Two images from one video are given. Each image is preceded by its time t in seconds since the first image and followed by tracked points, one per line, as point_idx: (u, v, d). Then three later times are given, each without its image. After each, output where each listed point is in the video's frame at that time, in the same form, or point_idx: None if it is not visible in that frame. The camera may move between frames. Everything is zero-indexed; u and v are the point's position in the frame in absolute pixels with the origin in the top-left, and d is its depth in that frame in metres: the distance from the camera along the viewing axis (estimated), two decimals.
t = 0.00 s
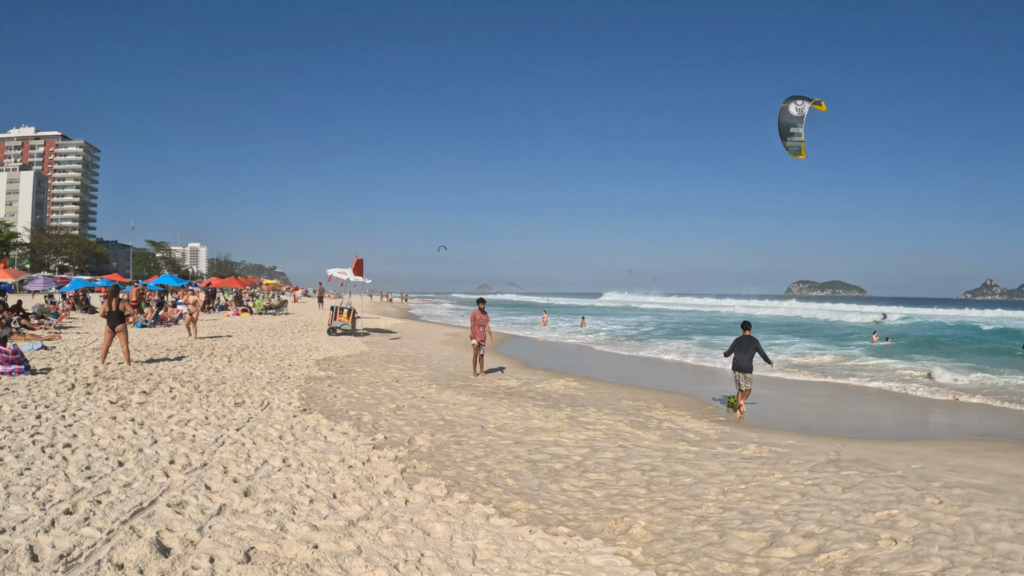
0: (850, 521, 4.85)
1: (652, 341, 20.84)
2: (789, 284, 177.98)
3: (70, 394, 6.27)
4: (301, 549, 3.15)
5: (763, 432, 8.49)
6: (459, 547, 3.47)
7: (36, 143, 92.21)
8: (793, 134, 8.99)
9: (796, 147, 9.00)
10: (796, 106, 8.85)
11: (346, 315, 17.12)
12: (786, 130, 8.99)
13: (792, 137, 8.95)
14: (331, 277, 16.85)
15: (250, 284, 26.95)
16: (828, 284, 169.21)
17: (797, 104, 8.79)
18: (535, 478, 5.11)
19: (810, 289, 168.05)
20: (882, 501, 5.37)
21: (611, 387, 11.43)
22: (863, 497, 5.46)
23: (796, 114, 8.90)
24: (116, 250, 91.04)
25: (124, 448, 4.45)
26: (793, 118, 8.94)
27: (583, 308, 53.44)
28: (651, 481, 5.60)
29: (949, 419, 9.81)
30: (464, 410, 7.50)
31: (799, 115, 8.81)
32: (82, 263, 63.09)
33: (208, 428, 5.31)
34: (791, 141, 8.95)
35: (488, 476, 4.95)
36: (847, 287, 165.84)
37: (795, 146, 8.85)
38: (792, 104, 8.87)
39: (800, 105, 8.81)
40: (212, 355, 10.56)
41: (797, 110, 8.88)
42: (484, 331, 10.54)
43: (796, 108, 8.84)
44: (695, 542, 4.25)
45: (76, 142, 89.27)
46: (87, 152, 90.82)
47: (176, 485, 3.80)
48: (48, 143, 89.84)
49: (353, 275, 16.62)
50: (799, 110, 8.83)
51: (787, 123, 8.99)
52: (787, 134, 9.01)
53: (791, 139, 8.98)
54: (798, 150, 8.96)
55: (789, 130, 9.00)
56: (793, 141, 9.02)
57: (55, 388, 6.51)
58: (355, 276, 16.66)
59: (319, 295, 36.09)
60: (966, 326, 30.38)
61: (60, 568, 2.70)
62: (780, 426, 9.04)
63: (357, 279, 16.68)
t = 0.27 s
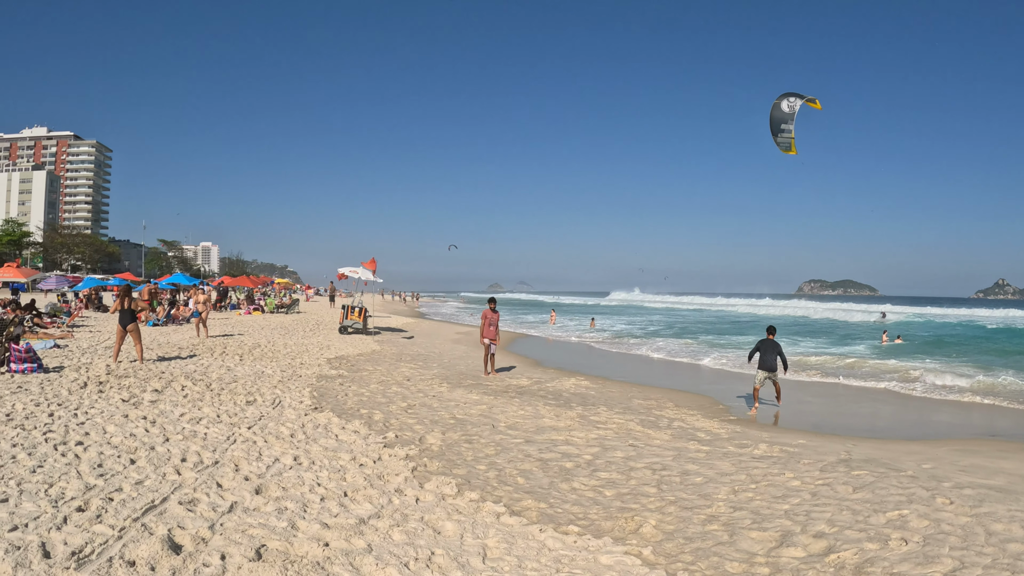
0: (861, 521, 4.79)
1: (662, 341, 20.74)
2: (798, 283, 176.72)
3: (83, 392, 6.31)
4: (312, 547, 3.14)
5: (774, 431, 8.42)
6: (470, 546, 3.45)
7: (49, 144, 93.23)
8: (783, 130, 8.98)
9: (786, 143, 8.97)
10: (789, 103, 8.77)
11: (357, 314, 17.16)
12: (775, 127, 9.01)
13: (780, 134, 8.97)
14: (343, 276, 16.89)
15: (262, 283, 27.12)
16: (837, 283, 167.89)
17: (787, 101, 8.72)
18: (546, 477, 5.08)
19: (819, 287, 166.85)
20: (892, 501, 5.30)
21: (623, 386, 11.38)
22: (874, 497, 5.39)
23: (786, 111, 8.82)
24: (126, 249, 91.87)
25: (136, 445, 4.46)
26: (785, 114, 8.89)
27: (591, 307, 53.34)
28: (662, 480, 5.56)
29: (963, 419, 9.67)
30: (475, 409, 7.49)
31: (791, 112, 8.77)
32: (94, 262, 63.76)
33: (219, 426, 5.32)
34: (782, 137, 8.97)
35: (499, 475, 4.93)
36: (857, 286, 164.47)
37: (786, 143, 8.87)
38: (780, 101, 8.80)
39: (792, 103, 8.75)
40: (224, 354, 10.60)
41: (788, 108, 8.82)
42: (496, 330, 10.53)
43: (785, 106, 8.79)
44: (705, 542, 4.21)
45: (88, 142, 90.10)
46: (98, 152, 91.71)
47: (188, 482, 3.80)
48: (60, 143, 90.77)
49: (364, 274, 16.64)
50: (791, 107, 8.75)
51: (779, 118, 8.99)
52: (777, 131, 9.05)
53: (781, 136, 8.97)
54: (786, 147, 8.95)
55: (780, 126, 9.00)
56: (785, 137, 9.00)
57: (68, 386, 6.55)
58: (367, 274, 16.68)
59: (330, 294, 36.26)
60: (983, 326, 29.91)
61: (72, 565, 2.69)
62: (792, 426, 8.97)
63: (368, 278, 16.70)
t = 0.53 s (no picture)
0: (871, 521, 4.75)
1: (672, 340, 20.65)
2: (806, 282, 175.57)
3: (93, 390, 6.35)
4: (321, 544, 3.14)
5: (783, 431, 8.36)
6: (479, 544, 3.44)
7: (60, 144, 94.09)
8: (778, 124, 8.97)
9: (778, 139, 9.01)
10: (787, 97, 8.71)
11: (367, 313, 17.19)
12: (770, 120, 9.02)
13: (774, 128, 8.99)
14: (353, 275, 16.93)
15: (272, 282, 27.25)
16: (846, 282, 166.68)
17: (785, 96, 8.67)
18: (555, 476, 5.07)
19: (828, 286, 165.73)
20: (902, 501, 5.25)
21: (633, 385, 11.34)
22: (883, 497, 5.34)
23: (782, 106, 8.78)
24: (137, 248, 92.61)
25: (146, 443, 4.48)
26: (781, 108, 8.85)
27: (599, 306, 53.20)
28: (671, 479, 5.54)
29: (976, 419, 9.54)
30: (484, 407, 7.49)
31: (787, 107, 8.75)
32: (106, 261, 64.38)
33: (230, 424, 5.34)
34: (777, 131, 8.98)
35: (508, 473, 4.91)
36: (867, 285, 163.22)
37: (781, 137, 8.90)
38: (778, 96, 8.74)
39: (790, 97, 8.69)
40: (234, 353, 10.65)
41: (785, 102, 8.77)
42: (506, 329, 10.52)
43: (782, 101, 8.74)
44: (713, 541, 4.19)
45: (99, 142, 90.91)
46: (108, 152, 92.43)
47: (198, 480, 3.81)
48: (71, 143, 91.60)
49: (374, 273, 16.68)
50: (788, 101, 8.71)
51: (776, 111, 8.98)
52: (772, 124, 9.08)
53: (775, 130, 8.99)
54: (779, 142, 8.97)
55: (775, 119, 9.00)
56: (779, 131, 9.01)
57: (79, 385, 6.59)
58: (378, 274, 16.71)
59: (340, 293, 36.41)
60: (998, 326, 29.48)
61: (82, 561, 2.70)
62: (802, 425, 8.91)
63: (379, 277, 16.75)
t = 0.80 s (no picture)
0: (879, 521, 4.71)
1: (680, 340, 20.57)
2: (813, 281, 174.70)
3: (103, 388, 6.39)
4: (328, 543, 3.14)
5: (792, 430, 8.31)
6: (486, 543, 3.43)
7: (69, 143, 94.80)
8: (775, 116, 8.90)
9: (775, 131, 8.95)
10: (785, 90, 8.58)
11: (375, 312, 17.22)
12: (766, 112, 8.96)
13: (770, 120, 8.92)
14: (361, 274, 16.97)
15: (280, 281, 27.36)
16: (854, 280, 165.70)
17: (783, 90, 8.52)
18: (562, 474, 5.06)
19: (835, 285, 164.79)
20: (909, 500, 5.21)
21: (640, 384, 11.32)
22: (891, 497, 5.30)
23: (779, 99, 8.66)
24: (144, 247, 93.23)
25: (155, 441, 4.50)
26: (779, 101, 8.73)
27: (606, 305, 53.12)
28: (678, 478, 5.52)
29: (987, 419, 9.44)
30: (491, 406, 7.49)
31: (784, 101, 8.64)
32: (114, 260, 64.88)
33: (238, 422, 5.36)
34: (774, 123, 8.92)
35: (515, 472, 4.91)
36: (874, 283, 162.23)
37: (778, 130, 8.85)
38: (775, 88, 8.59)
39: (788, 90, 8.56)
40: (242, 351, 10.70)
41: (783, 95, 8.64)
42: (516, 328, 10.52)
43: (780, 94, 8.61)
44: (720, 540, 4.17)
45: (107, 142, 91.56)
46: (117, 151, 93.06)
47: (206, 478, 3.83)
48: (79, 143, 92.30)
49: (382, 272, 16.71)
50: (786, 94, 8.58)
51: (774, 103, 8.88)
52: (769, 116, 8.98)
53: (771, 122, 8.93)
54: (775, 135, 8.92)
55: (772, 111, 8.94)
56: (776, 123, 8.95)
57: (88, 383, 6.63)
58: (385, 272, 16.74)
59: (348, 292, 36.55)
60: (1011, 326, 29.13)
61: (90, 559, 2.71)
62: (810, 424, 8.87)
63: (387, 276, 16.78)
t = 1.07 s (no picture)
0: (884, 522, 4.68)
1: (686, 339, 20.51)
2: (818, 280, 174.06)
3: (109, 388, 6.41)
4: (334, 542, 3.14)
5: (798, 430, 8.27)
6: (491, 543, 3.43)
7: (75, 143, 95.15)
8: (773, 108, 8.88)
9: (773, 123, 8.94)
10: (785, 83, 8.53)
11: (381, 311, 17.23)
12: (766, 104, 8.93)
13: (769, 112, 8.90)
14: (367, 274, 16.99)
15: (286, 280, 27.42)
16: (859, 280, 165.02)
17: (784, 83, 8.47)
18: (567, 474, 5.05)
19: (841, 284, 164.01)
20: (915, 501, 5.18)
21: (646, 383, 11.30)
22: (897, 497, 5.27)
23: (779, 91, 8.63)
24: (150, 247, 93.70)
25: (161, 440, 4.52)
26: (779, 93, 8.68)
27: (611, 305, 53.00)
28: (684, 478, 5.50)
29: (995, 420, 9.37)
30: (497, 406, 7.49)
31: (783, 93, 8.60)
32: (120, 260, 65.19)
33: (244, 422, 5.37)
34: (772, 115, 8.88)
35: (521, 472, 4.90)
36: (880, 283, 161.41)
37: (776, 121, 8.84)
38: (775, 81, 8.55)
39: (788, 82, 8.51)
40: (248, 351, 10.73)
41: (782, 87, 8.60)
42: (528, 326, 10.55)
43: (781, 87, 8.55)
44: (726, 540, 4.15)
45: (113, 142, 92.02)
46: (123, 151, 93.49)
47: (213, 477, 3.83)
48: (86, 143, 92.77)
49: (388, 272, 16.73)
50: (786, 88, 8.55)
51: (774, 95, 8.82)
52: (768, 107, 8.94)
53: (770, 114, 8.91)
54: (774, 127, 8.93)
55: (772, 103, 8.91)
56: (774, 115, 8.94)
57: (95, 382, 6.65)
58: (391, 272, 16.76)
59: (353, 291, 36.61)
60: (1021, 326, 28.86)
61: (97, 558, 2.72)
62: (816, 424, 8.84)
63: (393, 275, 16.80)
